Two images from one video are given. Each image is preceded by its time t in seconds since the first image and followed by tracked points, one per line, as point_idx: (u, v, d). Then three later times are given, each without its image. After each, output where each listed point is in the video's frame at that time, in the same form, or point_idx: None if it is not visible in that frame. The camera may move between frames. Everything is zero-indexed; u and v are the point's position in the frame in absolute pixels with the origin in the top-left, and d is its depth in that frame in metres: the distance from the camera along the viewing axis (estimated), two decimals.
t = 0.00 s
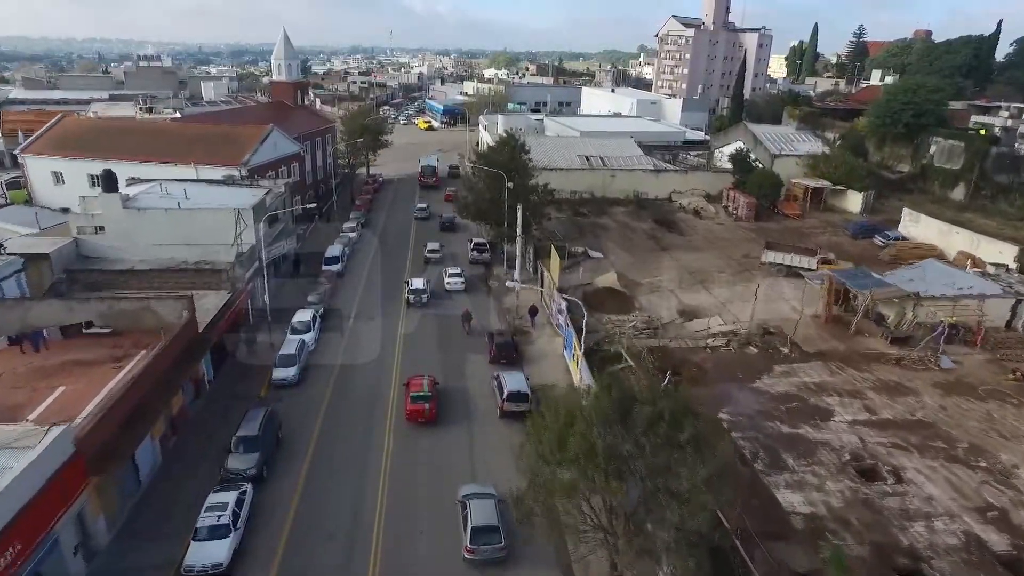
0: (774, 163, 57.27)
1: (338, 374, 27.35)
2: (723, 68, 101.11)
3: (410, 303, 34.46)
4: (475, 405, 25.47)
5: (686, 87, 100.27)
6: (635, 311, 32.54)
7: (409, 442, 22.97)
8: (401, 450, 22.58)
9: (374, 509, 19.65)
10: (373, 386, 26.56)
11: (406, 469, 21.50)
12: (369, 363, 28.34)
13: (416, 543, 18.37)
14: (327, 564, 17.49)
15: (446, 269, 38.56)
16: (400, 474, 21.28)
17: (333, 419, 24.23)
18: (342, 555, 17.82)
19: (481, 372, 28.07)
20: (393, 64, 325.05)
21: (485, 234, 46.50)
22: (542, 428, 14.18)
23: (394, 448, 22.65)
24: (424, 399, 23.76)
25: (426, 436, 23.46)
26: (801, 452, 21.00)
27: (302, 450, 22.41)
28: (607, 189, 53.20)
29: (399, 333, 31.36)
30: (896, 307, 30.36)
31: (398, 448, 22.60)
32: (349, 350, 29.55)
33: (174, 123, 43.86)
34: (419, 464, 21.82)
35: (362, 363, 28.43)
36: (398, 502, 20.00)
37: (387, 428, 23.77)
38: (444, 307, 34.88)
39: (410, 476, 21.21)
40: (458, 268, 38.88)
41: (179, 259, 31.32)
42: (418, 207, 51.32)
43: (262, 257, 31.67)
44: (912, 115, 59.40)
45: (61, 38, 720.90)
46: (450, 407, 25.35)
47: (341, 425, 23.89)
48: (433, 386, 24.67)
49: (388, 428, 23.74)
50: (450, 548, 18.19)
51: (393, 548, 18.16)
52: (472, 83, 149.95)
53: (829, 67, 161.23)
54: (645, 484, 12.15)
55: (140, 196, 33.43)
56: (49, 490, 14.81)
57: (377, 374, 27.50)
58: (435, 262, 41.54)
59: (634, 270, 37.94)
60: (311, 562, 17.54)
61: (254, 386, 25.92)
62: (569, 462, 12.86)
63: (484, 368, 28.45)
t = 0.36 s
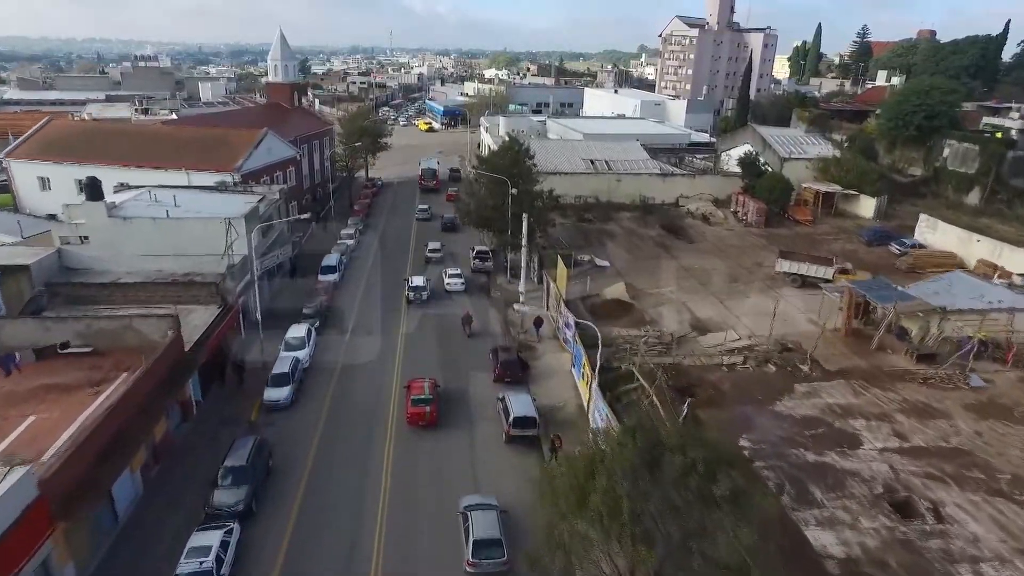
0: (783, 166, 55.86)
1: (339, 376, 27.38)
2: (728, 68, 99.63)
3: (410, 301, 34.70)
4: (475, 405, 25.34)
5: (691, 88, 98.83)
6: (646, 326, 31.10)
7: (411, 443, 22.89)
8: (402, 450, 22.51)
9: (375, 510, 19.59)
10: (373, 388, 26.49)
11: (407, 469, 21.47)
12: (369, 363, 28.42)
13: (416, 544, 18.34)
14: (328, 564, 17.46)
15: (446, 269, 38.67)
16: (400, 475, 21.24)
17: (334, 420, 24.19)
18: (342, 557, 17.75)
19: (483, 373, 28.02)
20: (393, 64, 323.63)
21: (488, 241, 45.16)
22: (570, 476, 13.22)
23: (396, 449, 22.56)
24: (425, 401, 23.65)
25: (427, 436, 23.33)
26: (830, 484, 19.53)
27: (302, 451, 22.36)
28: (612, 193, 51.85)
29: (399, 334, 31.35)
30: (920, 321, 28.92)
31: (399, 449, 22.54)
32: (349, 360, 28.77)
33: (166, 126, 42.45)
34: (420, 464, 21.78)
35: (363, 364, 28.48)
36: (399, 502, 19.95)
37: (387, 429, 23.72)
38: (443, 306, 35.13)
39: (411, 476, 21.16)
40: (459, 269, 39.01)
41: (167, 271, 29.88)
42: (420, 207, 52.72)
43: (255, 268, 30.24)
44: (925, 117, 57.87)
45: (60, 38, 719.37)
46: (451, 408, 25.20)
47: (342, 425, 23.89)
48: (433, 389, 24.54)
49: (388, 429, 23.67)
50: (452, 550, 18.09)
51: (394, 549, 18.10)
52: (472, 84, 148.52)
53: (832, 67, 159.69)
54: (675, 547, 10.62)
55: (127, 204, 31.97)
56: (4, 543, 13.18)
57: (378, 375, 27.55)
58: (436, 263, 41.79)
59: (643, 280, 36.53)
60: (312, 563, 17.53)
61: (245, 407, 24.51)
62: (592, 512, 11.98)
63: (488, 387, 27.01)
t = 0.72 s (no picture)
0: (793, 170, 54.43)
1: (341, 376, 27.48)
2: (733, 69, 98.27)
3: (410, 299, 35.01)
4: (477, 407, 25.34)
5: (694, 89, 97.47)
6: (658, 341, 29.69)
7: (412, 443, 22.98)
8: (404, 451, 22.59)
9: (377, 512, 19.65)
10: (374, 389, 26.53)
11: (408, 470, 21.57)
12: (371, 363, 28.54)
13: (417, 544, 18.44)
14: (330, 564, 17.57)
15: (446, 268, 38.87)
16: (402, 475, 21.33)
17: (336, 421, 24.27)
18: (343, 558, 17.82)
19: (485, 374, 28.08)
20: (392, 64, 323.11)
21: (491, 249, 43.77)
22: (594, 531, 12.02)
23: (397, 450, 22.63)
24: (426, 402, 23.63)
25: (429, 436, 23.55)
26: (864, 520, 18.09)
27: (304, 451, 22.44)
28: (618, 198, 50.49)
29: (400, 334, 31.40)
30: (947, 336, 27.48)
31: (400, 449, 22.62)
32: (349, 371, 28.03)
33: (158, 129, 41.08)
34: (421, 464, 21.86)
35: (364, 363, 28.61)
36: (400, 503, 20.03)
37: (388, 429, 23.84)
38: (443, 304, 35.40)
39: (413, 477, 21.24)
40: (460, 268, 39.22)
41: (155, 284, 28.48)
42: (421, 208, 53.31)
43: (247, 280, 28.90)
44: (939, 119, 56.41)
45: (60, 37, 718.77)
46: (452, 410, 25.22)
47: (343, 425, 23.99)
48: (434, 390, 24.54)
49: (389, 430, 23.75)
50: (453, 550, 18.25)
51: (396, 549, 18.19)
52: (472, 84, 147.15)
53: (835, 68, 158.31)
54: None
55: (114, 211, 30.58)
56: None
57: (379, 374, 27.67)
58: (438, 261, 42.03)
59: (652, 291, 35.13)
60: (314, 563, 17.61)
61: (235, 430, 23.09)
62: (619, 574, 10.84)
63: (492, 407, 25.64)
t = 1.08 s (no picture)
0: (804, 174, 53.01)
1: (343, 374, 27.84)
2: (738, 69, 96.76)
3: (410, 297, 35.56)
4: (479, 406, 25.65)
5: (699, 89, 95.98)
6: (670, 357, 28.24)
7: (413, 442, 23.37)
8: (405, 449, 23.05)
9: (378, 511, 19.99)
10: (375, 389, 26.88)
11: (409, 469, 21.94)
12: (373, 363, 28.91)
13: (418, 543, 18.77)
14: (333, 557, 18.07)
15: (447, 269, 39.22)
16: (404, 472, 21.79)
17: (337, 421, 24.61)
18: (347, 552, 18.28)
19: (486, 379, 27.87)
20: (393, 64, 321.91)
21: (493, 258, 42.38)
22: None
23: (399, 448, 23.06)
24: (426, 402, 24.02)
25: (429, 435, 23.92)
26: (902, 563, 16.63)
27: (306, 447, 22.86)
28: (624, 203, 49.07)
29: (401, 335, 31.66)
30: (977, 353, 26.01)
31: (401, 448, 23.02)
32: (345, 388, 26.78)
33: (149, 132, 39.70)
34: (422, 462, 22.24)
35: (364, 365, 28.63)
36: (403, 500, 20.50)
37: (389, 428, 24.29)
38: (443, 303, 35.71)
39: (414, 474, 21.68)
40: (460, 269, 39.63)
41: (140, 297, 27.07)
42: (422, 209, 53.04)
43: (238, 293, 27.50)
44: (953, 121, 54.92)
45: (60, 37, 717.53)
46: (452, 409, 25.53)
47: (345, 425, 24.36)
48: (435, 390, 24.90)
49: (390, 430, 24.12)
50: (454, 543, 18.78)
51: (397, 548, 18.52)
52: (473, 84, 145.65)
53: (839, 68, 156.61)
54: None
55: (98, 219, 29.15)
56: None
57: (381, 374, 28.04)
58: (440, 260, 42.39)
59: (661, 303, 33.71)
60: (317, 558, 18.04)
61: (221, 458, 21.65)
62: None
63: (497, 429, 24.29)
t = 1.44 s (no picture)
0: (815, 177, 51.57)
1: (343, 373, 27.74)
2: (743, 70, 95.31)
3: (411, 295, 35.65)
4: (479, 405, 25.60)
5: (703, 90, 94.53)
6: (684, 375, 26.78)
7: (414, 440, 23.33)
8: (406, 445, 23.06)
9: (380, 509, 19.90)
10: (377, 388, 26.80)
11: (411, 467, 21.88)
12: (375, 361, 28.83)
13: (420, 542, 18.67)
14: (337, 555, 18.01)
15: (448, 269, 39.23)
16: (405, 469, 21.77)
17: (335, 430, 23.86)
18: (349, 549, 18.29)
19: (491, 397, 26.46)
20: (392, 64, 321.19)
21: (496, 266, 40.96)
22: None
23: (400, 445, 23.06)
24: (427, 400, 24.02)
25: (429, 433, 23.89)
26: None
27: (301, 468, 21.69)
28: (630, 208, 47.64)
29: (402, 335, 31.51)
30: (1011, 372, 24.55)
31: (403, 446, 22.97)
32: (341, 407, 25.35)
33: (139, 135, 38.22)
34: (424, 461, 22.19)
35: (362, 381, 27.28)
36: (404, 499, 20.38)
37: (390, 426, 24.23)
38: (444, 304, 35.62)
39: (416, 472, 21.65)
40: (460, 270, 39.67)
41: (124, 310, 25.61)
42: (422, 210, 52.12)
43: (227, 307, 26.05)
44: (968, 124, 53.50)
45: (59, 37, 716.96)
46: (453, 408, 25.49)
47: (347, 423, 24.28)
48: (435, 389, 24.91)
49: (391, 428, 24.06)
50: (457, 539, 18.79)
51: (399, 547, 18.43)
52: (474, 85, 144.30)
53: (843, 68, 155.17)
54: None
55: (82, 228, 27.69)
56: None
57: (383, 372, 27.99)
58: (443, 260, 42.30)
59: (672, 316, 32.27)
60: (321, 555, 18.02)
61: (209, 488, 20.20)
62: None
63: (502, 454, 22.84)
